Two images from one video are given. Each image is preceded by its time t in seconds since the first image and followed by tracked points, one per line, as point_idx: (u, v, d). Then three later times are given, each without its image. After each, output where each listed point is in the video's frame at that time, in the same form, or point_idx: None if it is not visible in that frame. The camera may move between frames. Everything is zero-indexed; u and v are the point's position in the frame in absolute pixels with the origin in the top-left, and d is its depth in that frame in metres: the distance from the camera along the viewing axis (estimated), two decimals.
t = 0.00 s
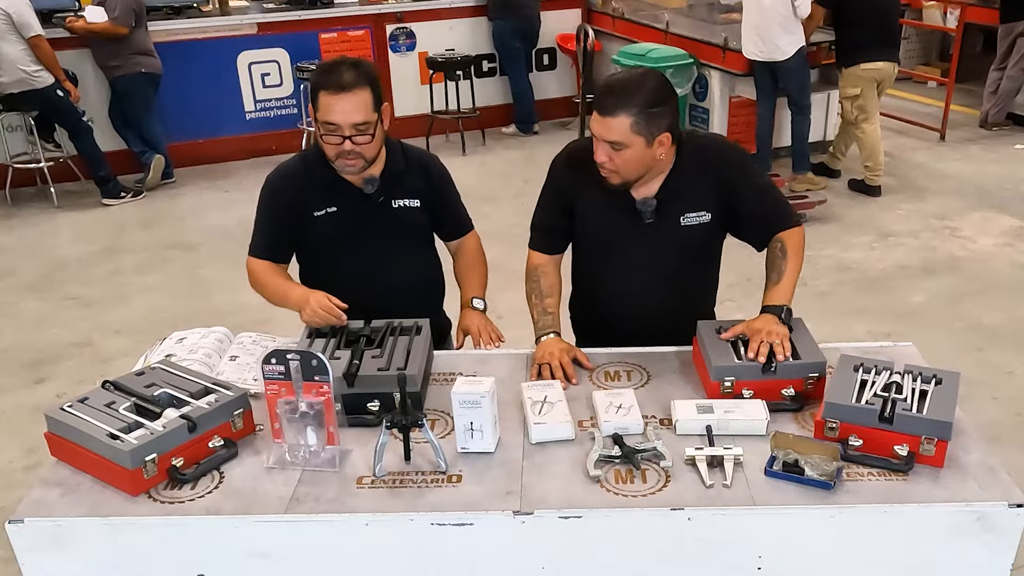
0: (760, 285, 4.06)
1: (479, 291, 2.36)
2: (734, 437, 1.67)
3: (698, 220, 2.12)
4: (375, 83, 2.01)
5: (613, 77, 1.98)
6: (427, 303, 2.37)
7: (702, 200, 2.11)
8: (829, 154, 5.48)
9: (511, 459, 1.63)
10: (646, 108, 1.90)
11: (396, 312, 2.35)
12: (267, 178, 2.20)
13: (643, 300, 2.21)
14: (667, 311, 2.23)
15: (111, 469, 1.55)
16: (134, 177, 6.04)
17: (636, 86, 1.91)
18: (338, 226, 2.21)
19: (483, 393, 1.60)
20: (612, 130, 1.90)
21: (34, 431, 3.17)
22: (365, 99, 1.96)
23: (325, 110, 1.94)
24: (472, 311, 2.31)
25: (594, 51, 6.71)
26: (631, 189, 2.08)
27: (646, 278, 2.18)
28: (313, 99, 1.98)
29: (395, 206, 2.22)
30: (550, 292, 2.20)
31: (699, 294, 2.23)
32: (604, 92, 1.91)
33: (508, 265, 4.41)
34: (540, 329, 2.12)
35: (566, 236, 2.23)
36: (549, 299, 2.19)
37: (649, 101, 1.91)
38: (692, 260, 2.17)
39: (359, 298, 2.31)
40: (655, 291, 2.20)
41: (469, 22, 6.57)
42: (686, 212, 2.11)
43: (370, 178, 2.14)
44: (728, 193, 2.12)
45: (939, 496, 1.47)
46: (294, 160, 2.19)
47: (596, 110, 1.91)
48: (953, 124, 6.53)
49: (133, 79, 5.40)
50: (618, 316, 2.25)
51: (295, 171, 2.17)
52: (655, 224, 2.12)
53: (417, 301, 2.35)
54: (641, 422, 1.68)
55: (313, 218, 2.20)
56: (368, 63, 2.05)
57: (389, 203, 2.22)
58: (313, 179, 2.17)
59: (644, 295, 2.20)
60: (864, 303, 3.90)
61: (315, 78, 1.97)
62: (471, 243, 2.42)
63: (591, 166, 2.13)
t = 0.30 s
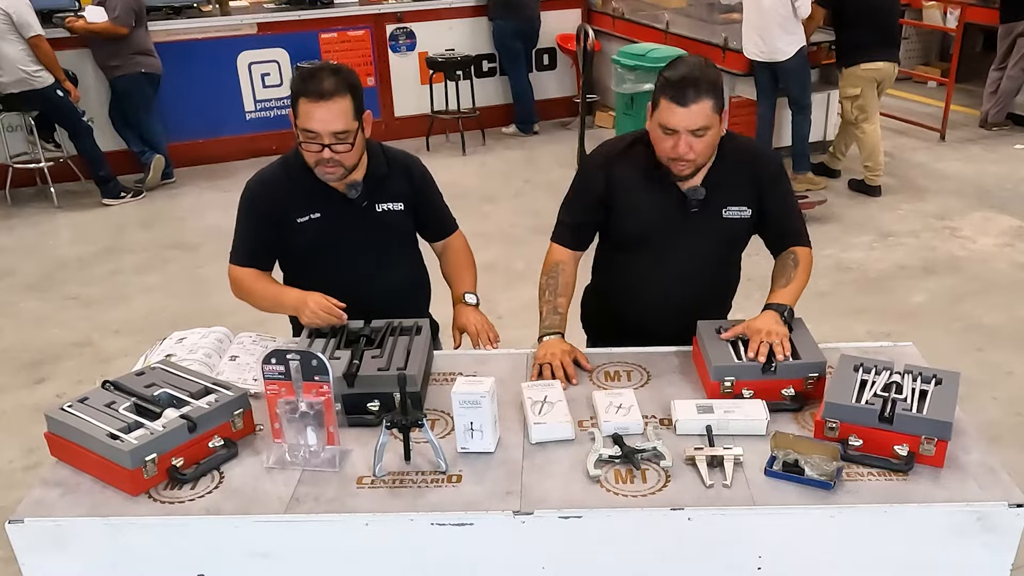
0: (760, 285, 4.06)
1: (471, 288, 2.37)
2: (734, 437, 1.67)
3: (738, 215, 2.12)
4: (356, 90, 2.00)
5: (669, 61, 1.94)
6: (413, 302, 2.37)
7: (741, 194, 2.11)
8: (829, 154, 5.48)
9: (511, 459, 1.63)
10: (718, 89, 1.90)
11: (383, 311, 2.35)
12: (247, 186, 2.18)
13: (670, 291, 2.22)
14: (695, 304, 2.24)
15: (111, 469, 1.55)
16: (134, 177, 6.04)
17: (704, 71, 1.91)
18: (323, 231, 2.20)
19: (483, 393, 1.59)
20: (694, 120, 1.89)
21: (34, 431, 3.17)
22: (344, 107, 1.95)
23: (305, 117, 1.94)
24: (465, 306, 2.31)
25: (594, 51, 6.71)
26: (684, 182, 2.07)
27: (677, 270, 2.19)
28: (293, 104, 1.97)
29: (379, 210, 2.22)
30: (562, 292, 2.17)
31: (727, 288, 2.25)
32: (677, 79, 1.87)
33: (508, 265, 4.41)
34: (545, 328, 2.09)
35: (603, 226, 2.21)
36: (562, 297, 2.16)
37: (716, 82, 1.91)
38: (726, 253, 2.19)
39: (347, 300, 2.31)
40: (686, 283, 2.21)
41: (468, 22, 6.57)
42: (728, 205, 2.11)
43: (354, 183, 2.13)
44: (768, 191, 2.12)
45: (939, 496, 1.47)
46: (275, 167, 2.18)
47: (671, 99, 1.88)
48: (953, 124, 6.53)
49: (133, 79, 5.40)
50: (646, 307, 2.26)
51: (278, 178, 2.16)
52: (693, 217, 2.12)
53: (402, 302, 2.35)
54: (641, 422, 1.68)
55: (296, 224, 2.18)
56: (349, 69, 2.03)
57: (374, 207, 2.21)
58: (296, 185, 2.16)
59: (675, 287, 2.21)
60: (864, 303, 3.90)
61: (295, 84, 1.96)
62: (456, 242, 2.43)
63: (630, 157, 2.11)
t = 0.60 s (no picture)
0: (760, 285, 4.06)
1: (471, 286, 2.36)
2: (734, 437, 1.67)
3: (759, 211, 2.13)
4: (352, 93, 1.99)
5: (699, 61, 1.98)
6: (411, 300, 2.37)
7: (762, 190, 2.12)
8: (829, 154, 5.48)
9: (511, 459, 1.63)
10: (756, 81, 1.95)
11: (383, 310, 2.35)
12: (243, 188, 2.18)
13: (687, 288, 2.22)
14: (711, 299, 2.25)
15: (111, 469, 1.55)
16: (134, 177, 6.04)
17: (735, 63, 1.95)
18: (320, 233, 2.21)
19: (483, 393, 1.59)
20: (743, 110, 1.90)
21: (34, 431, 3.17)
22: (341, 110, 1.95)
23: (300, 120, 1.94)
24: (465, 304, 2.31)
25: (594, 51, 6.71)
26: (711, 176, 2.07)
27: (696, 267, 2.19)
28: (288, 107, 1.97)
29: (377, 211, 2.22)
30: (577, 285, 2.15)
31: (742, 285, 2.26)
32: (724, 71, 1.91)
33: (508, 265, 4.41)
34: (553, 322, 2.10)
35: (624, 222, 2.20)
36: (574, 293, 2.15)
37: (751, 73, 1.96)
38: (744, 249, 2.20)
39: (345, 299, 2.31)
40: (704, 279, 2.21)
41: (468, 22, 6.57)
42: (749, 201, 2.12)
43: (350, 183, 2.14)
44: (788, 188, 2.13)
45: (939, 496, 1.47)
46: (270, 169, 2.17)
47: (722, 92, 1.90)
48: (954, 124, 6.53)
49: (133, 79, 5.40)
50: (662, 303, 2.26)
51: (274, 180, 2.15)
52: (714, 213, 2.12)
53: (401, 301, 2.35)
54: (641, 422, 1.68)
55: (292, 226, 2.18)
56: (343, 70, 2.02)
57: (371, 208, 2.22)
58: (292, 186, 2.15)
59: (692, 282, 2.21)
60: (864, 303, 3.90)
61: (290, 87, 1.95)
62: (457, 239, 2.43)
63: (653, 154, 2.11)
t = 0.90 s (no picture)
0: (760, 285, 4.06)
1: (480, 280, 2.36)
2: (734, 437, 1.67)
3: (756, 212, 2.13)
4: (370, 94, 2.00)
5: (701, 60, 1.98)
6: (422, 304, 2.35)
7: (760, 191, 2.12)
8: (829, 154, 5.48)
9: (511, 459, 1.63)
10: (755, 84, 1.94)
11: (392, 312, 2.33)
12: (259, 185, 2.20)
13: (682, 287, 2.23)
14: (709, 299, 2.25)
15: (111, 469, 1.55)
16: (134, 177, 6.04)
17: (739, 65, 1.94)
18: (332, 231, 2.20)
19: (483, 393, 1.59)
20: (733, 115, 1.91)
21: (34, 431, 3.17)
22: (358, 111, 1.95)
23: (317, 120, 1.94)
24: (471, 301, 2.31)
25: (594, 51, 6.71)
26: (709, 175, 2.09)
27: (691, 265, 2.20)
28: (305, 107, 1.98)
29: (390, 212, 2.21)
30: (596, 268, 2.22)
31: (741, 286, 2.26)
32: (720, 74, 1.91)
33: (508, 265, 4.41)
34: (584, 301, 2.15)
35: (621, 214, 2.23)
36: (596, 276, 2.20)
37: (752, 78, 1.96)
38: (743, 250, 2.19)
39: (349, 298, 2.30)
40: (702, 277, 2.21)
41: (468, 22, 6.57)
42: (747, 201, 2.12)
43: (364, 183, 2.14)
44: (788, 191, 2.13)
45: (939, 496, 1.47)
46: (286, 166, 2.19)
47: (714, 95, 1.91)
48: (954, 124, 6.53)
49: (133, 79, 5.40)
50: (660, 300, 2.26)
51: (288, 178, 2.17)
52: (710, 211, 2.13)
53: (409, 303, 2.33)
54: (641, 422, 1.68)
55: (305, 224, 2.19)
56: (363, 71, 2.03)
57: (385, 209, 2.21)
58: (305, 184, 2.16)
59: (689, 279, 2.22)
60: (864, 303, 3.90)
61: (307, 88, 1.96)
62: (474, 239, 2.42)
63: (652, 150, 2.14)
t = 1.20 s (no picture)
0: (760, 286, 4.06)
1: (500, 279, 2.34)
2: (734, 437, 1.67)
3: (731, 209, 2.15)
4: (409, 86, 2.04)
5: (657, 57, 2.11)
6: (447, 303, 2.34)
7: (735, 189, 2.14)
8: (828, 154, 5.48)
9: (511, 459, 1.63)
10: (692, 80, 2.03)
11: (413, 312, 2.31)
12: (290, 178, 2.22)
13: (663, 288, 2.22)
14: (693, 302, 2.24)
15: (110, 469, 1.55)
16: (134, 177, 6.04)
17: (684, 64, 2.04)
18: (358, 228, 2.21)
19: (483, 393, 1.59)
20: (659, 104, 2.02)
21: (34, 431, 3.17)
22: (406, 101, 1.99)
23: (372, 118, 1.96)
24: (485, 296, 2.29)
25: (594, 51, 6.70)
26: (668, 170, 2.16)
27: (669, 266, 2.20)
28: (351, 112, 2.00)
29: (418, 210, 2.22)
30: (568, 256, 2.25)
31: (725, 288, 2.25)
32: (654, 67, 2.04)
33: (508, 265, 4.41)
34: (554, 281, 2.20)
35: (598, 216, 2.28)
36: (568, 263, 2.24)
37: (699, 76, 2.05)
38: (723, 250, 2.19)
39: (370, 297, 2.30)
40: (683, 278, 2.21)
41: (468, 22, 6.57)
42: (721, 199, 2.14)
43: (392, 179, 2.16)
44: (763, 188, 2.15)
45: (938, 496, 1.47)
46: (317, 161, 2.21)
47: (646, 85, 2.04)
48: (954, 124, 6.53)
49: (133, 79, 5.40)
50: (644, 303, 2.26)
51: (318, 173, 2.19)
52: (685, 209, 2.15)
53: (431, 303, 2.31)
54: (641, 422, 1.68)
55: (333, 219, 2.20)
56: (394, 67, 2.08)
57: (413, 206, 2.21)
58: (335, 179, 2.18)
59: (671, 281, 2.21)
60: (864, 303, 3.90)
61: (349, 91, 2.00)
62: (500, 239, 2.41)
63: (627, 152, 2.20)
